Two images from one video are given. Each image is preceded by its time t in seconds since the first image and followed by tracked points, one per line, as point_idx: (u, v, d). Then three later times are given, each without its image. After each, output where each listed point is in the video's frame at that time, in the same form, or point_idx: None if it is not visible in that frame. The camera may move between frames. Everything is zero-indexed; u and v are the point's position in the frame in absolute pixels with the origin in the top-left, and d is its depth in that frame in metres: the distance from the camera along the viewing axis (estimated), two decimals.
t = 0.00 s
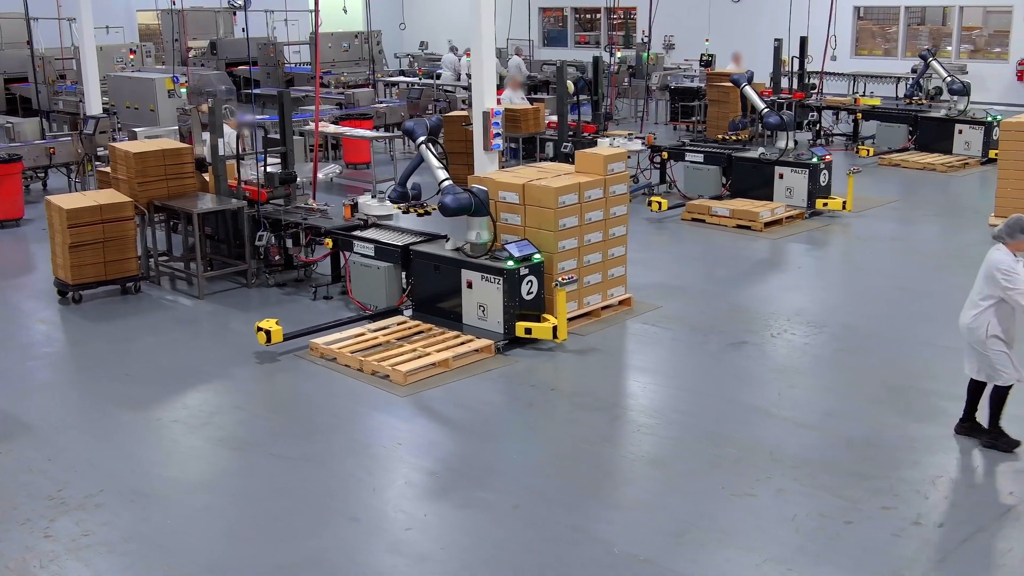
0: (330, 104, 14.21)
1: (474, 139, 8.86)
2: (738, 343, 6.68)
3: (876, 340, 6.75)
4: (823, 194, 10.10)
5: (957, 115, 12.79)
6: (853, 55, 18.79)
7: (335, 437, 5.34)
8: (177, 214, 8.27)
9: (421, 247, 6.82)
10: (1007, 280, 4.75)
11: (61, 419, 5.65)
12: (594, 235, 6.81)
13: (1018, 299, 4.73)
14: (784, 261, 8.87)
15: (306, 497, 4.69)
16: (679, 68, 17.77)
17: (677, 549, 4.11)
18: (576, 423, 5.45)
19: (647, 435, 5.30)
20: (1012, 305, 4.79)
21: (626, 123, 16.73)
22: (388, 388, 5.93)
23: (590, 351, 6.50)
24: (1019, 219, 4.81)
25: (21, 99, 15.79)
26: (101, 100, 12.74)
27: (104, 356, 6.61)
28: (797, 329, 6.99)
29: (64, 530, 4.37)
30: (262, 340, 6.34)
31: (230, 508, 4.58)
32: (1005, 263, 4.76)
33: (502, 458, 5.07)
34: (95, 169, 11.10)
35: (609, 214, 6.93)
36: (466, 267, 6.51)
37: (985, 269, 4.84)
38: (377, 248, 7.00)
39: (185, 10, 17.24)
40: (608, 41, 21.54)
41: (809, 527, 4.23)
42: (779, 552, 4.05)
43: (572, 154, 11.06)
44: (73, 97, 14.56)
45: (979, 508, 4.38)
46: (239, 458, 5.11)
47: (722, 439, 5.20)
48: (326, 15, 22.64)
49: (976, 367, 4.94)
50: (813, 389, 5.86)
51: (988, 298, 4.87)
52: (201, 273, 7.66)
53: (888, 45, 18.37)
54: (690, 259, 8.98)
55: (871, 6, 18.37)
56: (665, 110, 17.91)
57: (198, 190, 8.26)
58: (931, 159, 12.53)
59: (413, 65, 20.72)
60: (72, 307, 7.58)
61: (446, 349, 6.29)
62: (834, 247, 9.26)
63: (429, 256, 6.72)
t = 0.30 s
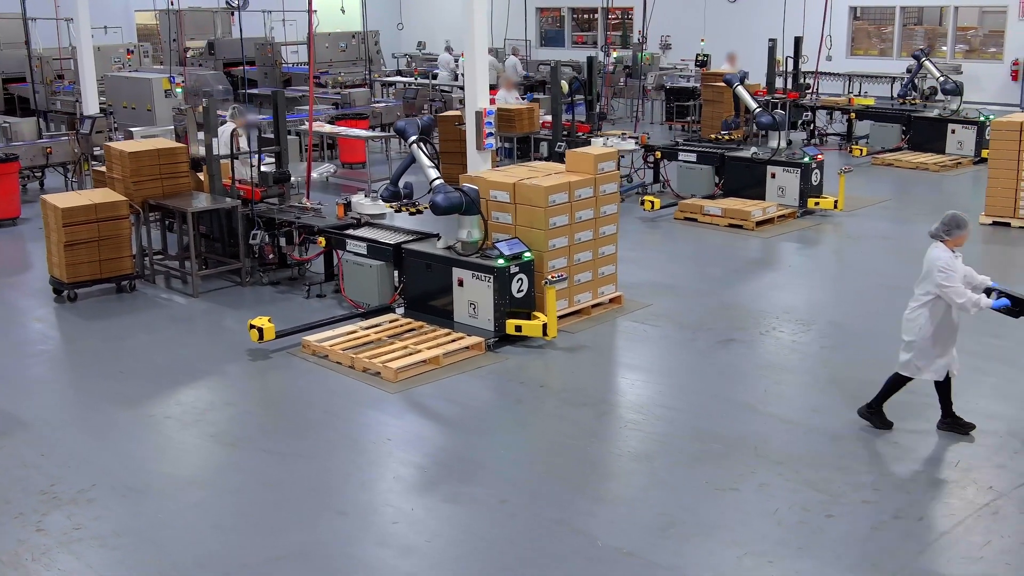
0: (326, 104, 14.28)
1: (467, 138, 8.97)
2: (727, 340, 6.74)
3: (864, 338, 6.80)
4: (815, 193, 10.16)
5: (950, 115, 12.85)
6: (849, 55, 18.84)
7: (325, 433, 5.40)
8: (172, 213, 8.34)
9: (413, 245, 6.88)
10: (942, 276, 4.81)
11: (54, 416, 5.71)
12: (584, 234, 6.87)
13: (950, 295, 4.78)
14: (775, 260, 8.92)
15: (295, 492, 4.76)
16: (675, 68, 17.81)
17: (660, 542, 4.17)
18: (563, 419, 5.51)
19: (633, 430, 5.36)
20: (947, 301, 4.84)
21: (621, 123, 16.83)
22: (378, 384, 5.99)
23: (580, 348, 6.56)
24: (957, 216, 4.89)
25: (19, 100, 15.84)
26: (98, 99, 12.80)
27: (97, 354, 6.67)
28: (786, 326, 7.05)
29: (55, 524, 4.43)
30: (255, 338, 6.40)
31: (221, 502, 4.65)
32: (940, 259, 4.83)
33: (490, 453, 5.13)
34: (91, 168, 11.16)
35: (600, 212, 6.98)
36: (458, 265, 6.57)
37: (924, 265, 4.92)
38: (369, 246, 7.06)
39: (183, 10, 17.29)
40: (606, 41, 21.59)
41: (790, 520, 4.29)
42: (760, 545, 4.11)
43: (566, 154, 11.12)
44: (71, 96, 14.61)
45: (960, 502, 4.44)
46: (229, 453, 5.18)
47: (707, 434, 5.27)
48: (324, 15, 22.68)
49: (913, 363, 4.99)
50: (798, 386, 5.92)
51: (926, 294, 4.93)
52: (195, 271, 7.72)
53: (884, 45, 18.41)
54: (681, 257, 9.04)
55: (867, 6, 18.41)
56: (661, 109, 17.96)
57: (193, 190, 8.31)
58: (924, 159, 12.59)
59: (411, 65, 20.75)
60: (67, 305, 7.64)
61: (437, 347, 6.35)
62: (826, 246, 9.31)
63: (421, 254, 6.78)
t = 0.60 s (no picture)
0: (323, 104, 14.35)
1: (460, 137, 9.08)
2: (717, 337, 6.80)
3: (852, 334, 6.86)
4: (807, 192, 10.22)
5: (943, 115, 12.91)
6: (845, 55, 18.90)
7: (316, 428, 5.46)
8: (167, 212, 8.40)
9: (405, 243, 6.94)
10: (881, 265, 5.00)
11: (48, 412, 5.77)
12: (575, 232, 6.94)
13: (887, 284, 4.98)
14: (766, 258, 8.98)
15: (285, 485, 4.82)
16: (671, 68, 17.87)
17: (643, 535, 4.24)
18: (552, 415, 5.58)
19: (620, 425, 5.42)
20: (884, 290, 5.04)
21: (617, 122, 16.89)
22: (369, 380, 6.06)
23: (570, 345, 6.63)
24: (900, 208, 5.07)
25: (17, 99, 15.92)
26: (95, 99, 12.86)
27: (92, 351, 6.73)
28: (775, 323, 7.11)
29: (48, 517, 4.50)
30: (248, 335, 6.46)
31: (212, 496, 4.71)
32: (880, 250, 5.02)
33: (479, 448, 5.19)
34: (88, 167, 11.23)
35: (590, 210, 7.04)
36: (449, 263, 6.63)
37: (866, 254, 5.10)
38: (362, 244, 7.12)
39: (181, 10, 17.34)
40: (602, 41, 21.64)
41: (772, 513, 4.36)
42: (742, 537, 4.18)
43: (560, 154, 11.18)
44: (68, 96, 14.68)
45: (940, 495, 4.50)
46: (221, 448, 5.24)
47: (694, 429, 5.33)
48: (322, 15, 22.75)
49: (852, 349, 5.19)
50: (786, 382, 5.99)
51: (866, 282, 5.13)
52: (190, 269, 7.79)
53: (879, 45, 18.47)
54: (674, 256, 9.10)
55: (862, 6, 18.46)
56: (657, 109, 18.03)
57: (188, 189, 8.38)
58: (917, 158, 12.65)
59: (408, 65, 20.79)
60: (63, 303, 7.71)
61: (428, 344, 6.41)
62: (817, 244, 9.37)
63: (413, 252, 6.84)
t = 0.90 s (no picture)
0: (320, 103, 14.42)
1: (454, 135, 9.17)
2: (707, 333, 6.87)
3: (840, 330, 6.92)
4: (799, 191, 10.29)
5: (937, 114, 12.97)
6: (841, 55, 18.94)
7: (308, 423, 5.52)
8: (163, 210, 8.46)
9: (398, 241, 7.00)
10: (823, 256, 5.16)
11: (43, 407, 5.83)
12: (566, 230, 7.00)
13: (826, 273, 5.13)
14: (758, 256, 9.04)
15: (276, 479, 4.88)
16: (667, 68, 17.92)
17: (627, 527, 4.30)
18: (541, 410, 5.64)
19: (608, 420, 5.49)
20: (827, 278, 5.17)
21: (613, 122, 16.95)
22: (361, 376, 6.12)
23: (560, 341, 6.69)
24: (847, 201, 5.19)
25: (16, 99, 15.97)
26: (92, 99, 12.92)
27: (87, 347, 6.79)
28: (765, 320, 7.17)
29: (41, 510, 4.56)
30: (241, 331, 6.53)
31: (204, 489, 4.77)
32: (823, 242, 5.18)
33: (468, 442, 5.25)
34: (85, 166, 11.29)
35: (582, 208, 7.10)
36: (441, 260, 6.70)
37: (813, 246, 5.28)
38: (355, 242, 7.19)
39: (178, 10, 17.39)
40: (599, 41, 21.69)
41: (755, 505, 4.42)
42: (725, 528, 4.24)
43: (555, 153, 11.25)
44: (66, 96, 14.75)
45: (921, 489, 4.56)
46: (213, 443, 5.30)
47: (681, 423, 5.39)
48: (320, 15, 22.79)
49: (809, 339, 5.34)
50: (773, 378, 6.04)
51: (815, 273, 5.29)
52: (185, 267, 7.85)
53: (875, 45, 18.52)
54: (666, 254, 9.16)
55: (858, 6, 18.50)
56: (653, 109, 18.08)
57: (183, 187, 8.45)
58: (910, 157, 12.72)
59: (406, 65, 20.83)
60: (59, 300, 7.77)
61: (419, 340, 6.47)
62: (809, 242, 9.42)
63: (405, 250, 6.90)
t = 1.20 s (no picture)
0: (317, 103, 14.49)
1: (449, 134, 9.25)
2: (698, 329, 6.93)
3: (830, 325, 6.98)
4: (792, 189, 10.35)
5: (931, 113, 13.03)
6: (838, 55, 18.99)
7: (301, 418, 5.58)
8: (159, 208, 8.53)
9: (392, 238, 7.06)
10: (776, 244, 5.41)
11: (39, 402, 5.90)
12: (558, 227, 7.06)
13: (774, 258, 5.37)
14: (751, 253, 9.10)
15: (269, 471, 4.95)
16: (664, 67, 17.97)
17: (614, 518, 4.37)
18: (532, 405, 5.70)
19: (599, 415, 5.55)
20: (778, 265, 5.40)
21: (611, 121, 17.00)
22: (355, 372, 6.18)
23: (552, 337, 6.75)
24: (806, 195, 5.46)
25: (14, 98, 16.01)
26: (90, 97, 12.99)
27: (83, 343, 6.85)
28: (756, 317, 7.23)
29: (36, 502, 4.63)
30: (236, 327, 6.60)
31: (198, 481, 4.84)
32: (778, 231, 5.45)
33: (459, 436, 5.32)
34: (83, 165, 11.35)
35: (574, 206, 7.16)
36: (434, 257, 6.76)
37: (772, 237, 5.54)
38: (349, 239, 7.25)
39: (177, 10, 17.44)
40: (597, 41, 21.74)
41: (741, 497, 4.49)
42: (709, 520, 4.31)
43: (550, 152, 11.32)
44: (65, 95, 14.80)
45: (904, 482, 4.63)
46: (208, 437, 5.37)
47: (671, 419, 5.45)
48: (318, 14, 22.82)
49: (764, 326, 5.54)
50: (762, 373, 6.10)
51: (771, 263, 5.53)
52: (181, 264, 7.91)
53: (871, 44, 18.57)
54: (660, 251, 9.22)
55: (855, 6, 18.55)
56: (650, 108, 18.12)
57: (179, 185, 8.51)
58: (904, 156, 12.78)
59: (404, 64, 20.86)
60: (56, 298, 7.83)
61: (413, 336, 6.53)
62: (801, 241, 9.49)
63: (399, 247, 6.96)
